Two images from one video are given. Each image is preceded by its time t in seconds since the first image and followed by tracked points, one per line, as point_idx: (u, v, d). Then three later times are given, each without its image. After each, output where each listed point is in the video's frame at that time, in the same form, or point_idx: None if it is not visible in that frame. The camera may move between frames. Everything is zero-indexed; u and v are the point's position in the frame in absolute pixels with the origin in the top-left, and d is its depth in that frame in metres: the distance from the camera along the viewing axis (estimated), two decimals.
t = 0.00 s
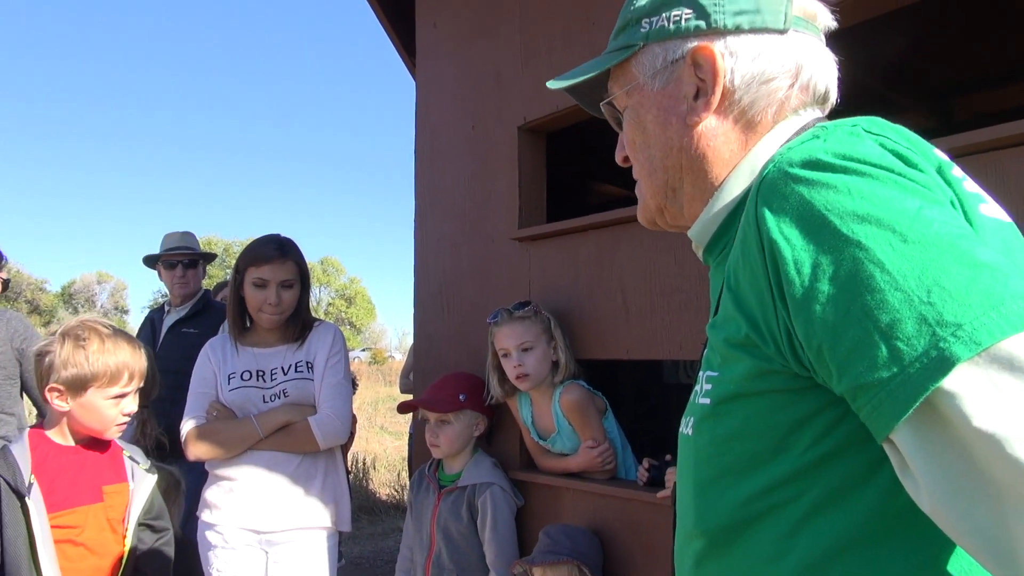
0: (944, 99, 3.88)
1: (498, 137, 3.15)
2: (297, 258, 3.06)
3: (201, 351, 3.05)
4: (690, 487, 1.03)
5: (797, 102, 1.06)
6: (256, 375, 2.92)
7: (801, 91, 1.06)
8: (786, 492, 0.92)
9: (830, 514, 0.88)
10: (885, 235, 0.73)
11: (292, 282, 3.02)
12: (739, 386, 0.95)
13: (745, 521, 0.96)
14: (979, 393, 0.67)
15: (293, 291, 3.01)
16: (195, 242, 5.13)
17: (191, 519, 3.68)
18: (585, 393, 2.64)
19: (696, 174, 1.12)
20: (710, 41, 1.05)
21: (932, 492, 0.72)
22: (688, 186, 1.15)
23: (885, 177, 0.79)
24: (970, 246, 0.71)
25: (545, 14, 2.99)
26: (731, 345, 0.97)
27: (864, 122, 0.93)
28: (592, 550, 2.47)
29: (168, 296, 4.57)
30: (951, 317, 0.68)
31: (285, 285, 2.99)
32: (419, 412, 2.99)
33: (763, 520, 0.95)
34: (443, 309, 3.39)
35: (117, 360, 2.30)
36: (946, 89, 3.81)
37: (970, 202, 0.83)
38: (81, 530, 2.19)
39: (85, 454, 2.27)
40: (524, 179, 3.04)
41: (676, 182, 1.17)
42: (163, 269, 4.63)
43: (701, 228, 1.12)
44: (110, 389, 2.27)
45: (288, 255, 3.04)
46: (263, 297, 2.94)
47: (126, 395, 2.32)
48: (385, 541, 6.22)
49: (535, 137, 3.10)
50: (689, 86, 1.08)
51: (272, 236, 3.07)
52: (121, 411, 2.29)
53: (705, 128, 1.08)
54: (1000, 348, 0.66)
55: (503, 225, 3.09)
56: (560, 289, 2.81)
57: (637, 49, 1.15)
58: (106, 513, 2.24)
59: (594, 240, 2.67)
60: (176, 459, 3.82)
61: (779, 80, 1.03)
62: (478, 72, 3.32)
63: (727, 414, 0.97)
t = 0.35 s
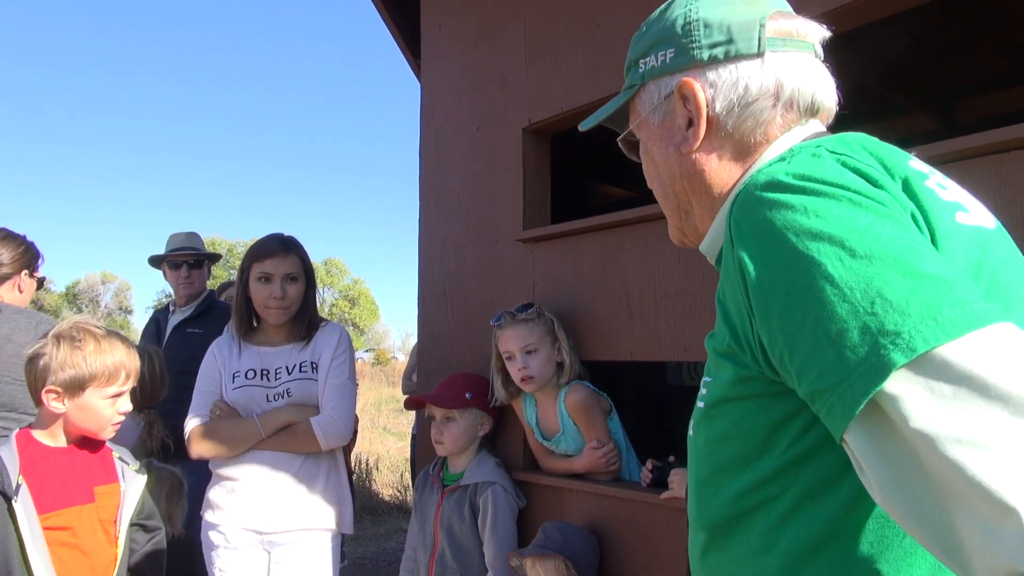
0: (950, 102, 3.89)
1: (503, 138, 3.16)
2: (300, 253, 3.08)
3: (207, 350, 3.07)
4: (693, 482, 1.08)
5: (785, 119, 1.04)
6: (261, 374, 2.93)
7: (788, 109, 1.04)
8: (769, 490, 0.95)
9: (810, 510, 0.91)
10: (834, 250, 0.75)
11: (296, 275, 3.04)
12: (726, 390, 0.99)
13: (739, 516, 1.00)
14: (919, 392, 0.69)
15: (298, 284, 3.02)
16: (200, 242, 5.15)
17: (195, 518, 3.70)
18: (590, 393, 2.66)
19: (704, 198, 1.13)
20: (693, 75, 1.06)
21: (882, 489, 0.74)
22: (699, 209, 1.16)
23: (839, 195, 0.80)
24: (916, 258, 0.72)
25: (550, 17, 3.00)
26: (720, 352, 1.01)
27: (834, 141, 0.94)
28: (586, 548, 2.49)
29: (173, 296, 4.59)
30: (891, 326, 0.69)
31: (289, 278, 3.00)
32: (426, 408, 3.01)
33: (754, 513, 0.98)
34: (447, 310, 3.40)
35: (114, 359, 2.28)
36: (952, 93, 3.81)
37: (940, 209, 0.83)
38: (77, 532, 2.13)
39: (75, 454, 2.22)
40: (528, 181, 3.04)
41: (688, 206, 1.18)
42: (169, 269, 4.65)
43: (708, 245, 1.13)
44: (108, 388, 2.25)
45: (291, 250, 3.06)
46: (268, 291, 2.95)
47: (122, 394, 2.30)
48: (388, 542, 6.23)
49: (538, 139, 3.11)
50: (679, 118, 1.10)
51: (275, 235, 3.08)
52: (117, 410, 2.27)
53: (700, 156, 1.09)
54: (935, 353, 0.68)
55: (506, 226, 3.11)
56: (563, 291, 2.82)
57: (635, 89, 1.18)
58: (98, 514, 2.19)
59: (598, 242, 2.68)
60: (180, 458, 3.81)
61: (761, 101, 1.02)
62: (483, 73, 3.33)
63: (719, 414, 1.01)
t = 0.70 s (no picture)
0: (956, 102, 3.89)
1: (508, 138, 3.17)
2: (306, 251, 3.10)
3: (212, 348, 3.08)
4: (703, 475, 1.10)
5: (789, 130, 1.03)
6: (267, 373, 2.95)
7: (790, 120, 1.02)
8: (765, 484, 0.96)
9: (801, 505, 0.92)
10: (806, 255, 0.77)
11: (303, 274, 3.06)
12: (726, 387, 1.01)
13: (740, 509, 1.02)
14: (879, 388, 0.69)
15: (305, 282, 3.04)
16: (205, 241, 5.17)
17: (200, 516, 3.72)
18: (595, 393, 2.66)
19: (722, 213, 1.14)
20: (699, 96, 1.09)
21: (850, 480, 0.75)
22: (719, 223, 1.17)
23: (817, 204, 0.81)
24: (883, 262, 0.72)
25: (555, 17, 3.01)
26: (722, 353, 1.03)
27: (822, 151, 0.93)
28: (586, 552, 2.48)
29: (178, 295, 4.61)
30: (855, 326, 0.70)
31: (296, 276, 3.02)
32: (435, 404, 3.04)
33: (752, 507, 1.00)
34: (452, 310, 3.41)
35: (92, 361, 2.26)
36: (958, 93, 3.82)
37: (925, 215, 0.83)
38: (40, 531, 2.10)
39: (47, 453, 2.20)
40: (533, 181, 3.05)
41: (711, 221, 1.19)
42: (174, 268, 4.67)
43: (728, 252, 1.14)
44: (84, 390, 2.22)
45: (297, 248, 3.07)
46: (277, 289, 2.97)
47: (99, 397, 2.28)
48: (393, 541, 6.25)
49: (543, 139, 3.12)
50: (691, 137, 1.12)
51: (279, 233, 3.10)
52: (92, 414, 2.25)
53: (714, 172, 1.11)
54: (895, 353, 0.68)
55: (511, 226, 3.12)
56: (568, 291, 2.83)
57: (655, 112, 1.21)
58: (63, 517, 2.16)
59: (603, 241, 2.69)
60: (185, 457, 3.82)
61: (761, 116, 1.02)
62: (488, 73, 3.34)
63: (722, 411, 1.03)
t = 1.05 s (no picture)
0: (961, 102, 3.90)
1: (514, 137, 3.18)
2: (313, 250, 3.11)
3: (220, 347, 3.09)
4: (710, 471, 1.11)
5: (791, 135, 1.02)
6: (276, 373, 2.95)
7: (791, 125, 1.02)
8: (770, 479, 0.97)
9: (806, 500, 0.93)
10: (806, 254, 0.78)
11: (310, 273, 3.08)
12: (732, 384, 1.03)
13: (746, 504, 1.03)
14: (875, 384, 0.70)
15: (312, 282, 3.06)
16: (212, 240, 5.20)
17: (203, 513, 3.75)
18: (601, 392, 2.68)
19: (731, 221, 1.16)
20: (703, 110, 1.11)
21: (847, 473, 0.76)
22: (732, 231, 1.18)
23: (817, 205, 0.82)
24: (881, 262, 0.73)
25: (562, 16, 3.02)
26: (728, 352, 1.05)
27: (825, 154, 0.94)
28: (595, 547, 2.51)
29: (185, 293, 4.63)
30: (852, 324, 0.71)
31: (304, 276, 3.04)
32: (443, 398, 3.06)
33: (758, 502, 1.01)
34: (458, 308, 3.42)
35: (88, 358, 2.24)
36: (963, 93, 3.82)
37: (926, 216, 0.84)
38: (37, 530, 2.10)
39: (42, 451, 2.18)
40: (538, 180, 3.06)
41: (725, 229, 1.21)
42: (181, 267, 4.68)
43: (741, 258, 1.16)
44: (79, 386, 2.20)
45: (304, 248, 3.09)
46: (284, 290, 2.98)
47: (94, 393, 2.26)
48: (398, 539, 6.26)
49: (549, 138, 3.13)
50: (697, 150, 1.14)
51: (286, 232, 3.11)
52: (89, 410, 2.23)
53: (720, 182, 1.12)
54: (890, 350, 0.69)
55: (517, 225, 3.13)
56: (573, 291, 2.84)
57: (668, 127, 1.24)
58: (61, 514, 2.16)
59: (609, 241, 2.70)
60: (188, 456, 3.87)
61: (761, 124, 1.03)
62: (494, 72, 3.35)
63: (728, 408, 1.04)
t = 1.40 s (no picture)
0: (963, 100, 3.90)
1: (517, 136, 3.19)
2: (319, 251, 3.12)
3: (226, 348, 3.09)
4: (717, 469, 1.11)
5: (794, 136, 1.03)
6: (283, 374, 2.96)
7: (794, 126, 1.02)
8: (779, 476, 0.97)
9: (816, 497, 0.93)
10: (815, 252, 0.78)
11: (316, 274, 3.08)
12: (739, 381, 1.03)
13: (755, 501, 1.03)
14: (882, 381, 0.71)
15: (320, 283, 3.07)
16: (215, 240, 5.20)
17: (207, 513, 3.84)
18: (604, 391, 2.69)
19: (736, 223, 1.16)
20: (707, 113, 1.12)
21: (855, 469, 0.76)
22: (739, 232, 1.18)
23: (825, 203, 0.82)
24: (888, 259, 0.73)
25: (565, 15, 3.02)
26: (735, 348, 1.05)
27: (833, 151, 0.94)
28: (598, 548, 2.51)
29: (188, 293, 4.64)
30: (860, 320, 0.72)
31: (310, 277, 3.04)
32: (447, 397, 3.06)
33: (765, 499, 1.01)
34: (461, 308, 3.42)
35: (98, 357, 2.23)
36: (964, 91, 3.83)
37: (933, 215, 0.84)
38: (58, 532, 2.06)
39: (58, 454, 2.15)
40: (541, 180, 3.06)
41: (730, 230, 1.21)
42: (184, 267, 4.69)
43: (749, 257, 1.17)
44: (88, 385, 2.19)
45: (310, 249, 3.10)
46: (291, 291, 2.99)
47: (103, 393, 2.24)
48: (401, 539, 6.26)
49: (552, 138, 3.13)
50: (702, 153, 1.15)
51: (291, 232, 3.12)
52: (96, 410, 2.20)
53: (725, 184, 1.13)
54: (897, 346, 0.69)
55: (520, 224, 3.13)
56: (577, 291, 2.84)
57: (674, 132, 1.24)
58: (81, 515, 2.12)
59: (612, 240, 2.70)
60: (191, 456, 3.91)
61: (764, 125, 1.04)
62: (498, 71, 3.35)
63: (737, 405, 1.05)
